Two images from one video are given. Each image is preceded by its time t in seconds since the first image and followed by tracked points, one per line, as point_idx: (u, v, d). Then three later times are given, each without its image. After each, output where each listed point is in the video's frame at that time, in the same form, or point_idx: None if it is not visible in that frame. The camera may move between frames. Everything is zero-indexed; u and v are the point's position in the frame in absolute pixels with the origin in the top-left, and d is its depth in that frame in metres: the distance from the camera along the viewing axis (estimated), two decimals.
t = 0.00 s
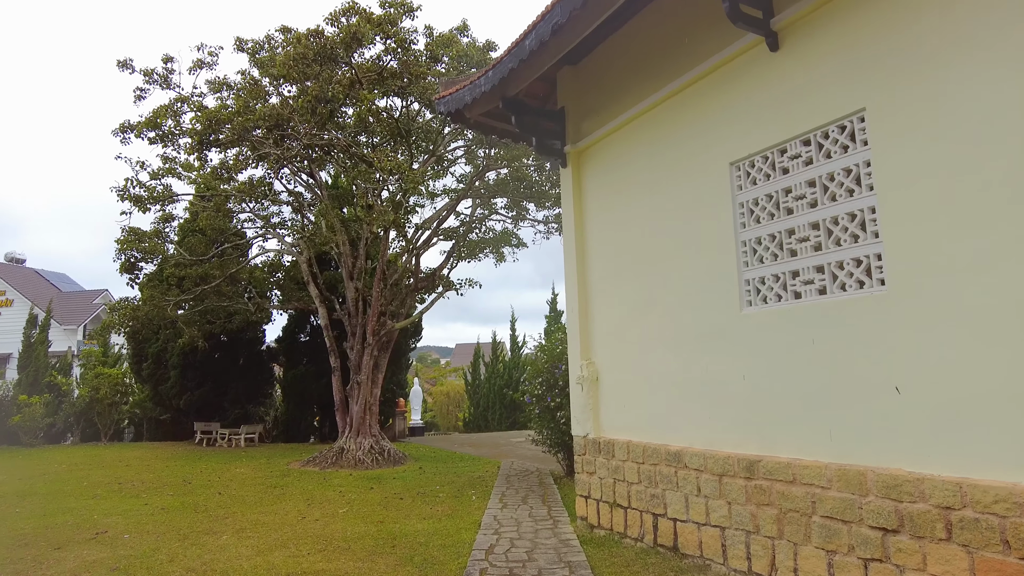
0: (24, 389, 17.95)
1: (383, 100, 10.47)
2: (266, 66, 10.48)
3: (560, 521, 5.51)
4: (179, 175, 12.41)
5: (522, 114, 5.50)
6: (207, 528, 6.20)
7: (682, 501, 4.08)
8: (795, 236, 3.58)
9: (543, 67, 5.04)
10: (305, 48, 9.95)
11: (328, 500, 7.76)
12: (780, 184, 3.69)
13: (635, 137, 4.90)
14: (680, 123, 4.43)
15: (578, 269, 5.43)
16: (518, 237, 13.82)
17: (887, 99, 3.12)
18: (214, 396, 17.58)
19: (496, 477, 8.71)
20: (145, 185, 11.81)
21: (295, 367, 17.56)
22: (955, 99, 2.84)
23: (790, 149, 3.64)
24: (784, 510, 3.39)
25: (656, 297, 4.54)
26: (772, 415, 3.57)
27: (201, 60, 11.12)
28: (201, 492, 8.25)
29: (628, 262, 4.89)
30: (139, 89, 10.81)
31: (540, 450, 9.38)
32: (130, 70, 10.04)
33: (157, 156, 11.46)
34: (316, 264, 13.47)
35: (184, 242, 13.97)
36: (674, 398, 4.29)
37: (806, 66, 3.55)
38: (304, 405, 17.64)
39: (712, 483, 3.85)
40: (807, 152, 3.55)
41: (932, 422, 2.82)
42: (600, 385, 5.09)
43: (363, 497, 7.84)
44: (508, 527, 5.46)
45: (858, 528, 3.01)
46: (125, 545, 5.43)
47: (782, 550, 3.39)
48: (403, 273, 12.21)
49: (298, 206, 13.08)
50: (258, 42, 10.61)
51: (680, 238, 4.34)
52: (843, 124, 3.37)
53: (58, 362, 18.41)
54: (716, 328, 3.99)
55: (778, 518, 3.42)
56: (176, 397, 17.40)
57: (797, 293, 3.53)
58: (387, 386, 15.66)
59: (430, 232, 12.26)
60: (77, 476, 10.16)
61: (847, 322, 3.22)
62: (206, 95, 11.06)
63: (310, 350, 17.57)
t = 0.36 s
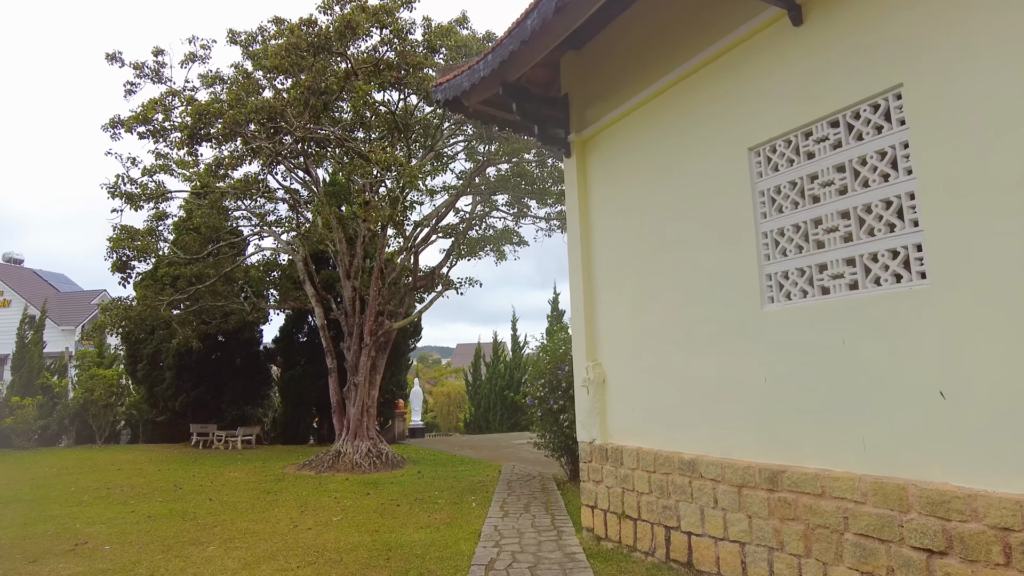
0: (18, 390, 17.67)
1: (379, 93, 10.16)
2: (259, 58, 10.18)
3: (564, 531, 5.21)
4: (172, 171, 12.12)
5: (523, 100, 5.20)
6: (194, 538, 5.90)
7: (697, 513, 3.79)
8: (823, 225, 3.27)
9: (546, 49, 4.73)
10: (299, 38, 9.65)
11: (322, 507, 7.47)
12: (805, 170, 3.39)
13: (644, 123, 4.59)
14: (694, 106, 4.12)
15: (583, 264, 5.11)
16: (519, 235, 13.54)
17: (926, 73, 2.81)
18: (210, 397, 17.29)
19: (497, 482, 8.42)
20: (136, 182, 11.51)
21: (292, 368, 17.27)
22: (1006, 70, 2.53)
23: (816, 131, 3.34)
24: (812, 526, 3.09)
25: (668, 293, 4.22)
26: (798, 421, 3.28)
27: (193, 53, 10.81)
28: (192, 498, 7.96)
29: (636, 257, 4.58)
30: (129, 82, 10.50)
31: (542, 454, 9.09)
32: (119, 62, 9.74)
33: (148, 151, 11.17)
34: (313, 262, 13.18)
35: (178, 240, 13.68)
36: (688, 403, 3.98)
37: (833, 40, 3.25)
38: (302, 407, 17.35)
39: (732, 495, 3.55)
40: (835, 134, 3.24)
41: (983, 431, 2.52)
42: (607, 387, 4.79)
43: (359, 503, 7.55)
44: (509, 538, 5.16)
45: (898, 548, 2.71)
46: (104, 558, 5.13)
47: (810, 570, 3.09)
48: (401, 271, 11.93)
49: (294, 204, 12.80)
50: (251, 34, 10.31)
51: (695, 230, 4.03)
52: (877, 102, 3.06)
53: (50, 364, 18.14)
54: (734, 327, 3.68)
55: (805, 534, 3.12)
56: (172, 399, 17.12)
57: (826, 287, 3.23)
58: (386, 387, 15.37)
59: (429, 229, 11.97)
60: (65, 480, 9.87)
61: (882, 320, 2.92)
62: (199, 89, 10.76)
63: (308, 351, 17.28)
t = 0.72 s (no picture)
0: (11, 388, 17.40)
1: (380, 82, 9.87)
2: (255, 46, 9.85)
3: (572, 538, 4.91)
4: (166, 163, 11.81)
5: (529, 79, 4.89)
6: (179, 543, 5.60)
7: (719, 520, 3.49)
8: (862, 204, 2.96)
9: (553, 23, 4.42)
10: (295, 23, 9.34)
11: (317, 510, 7.17)
12: (841, 145, 3.08)
13: (661, 100, 4.27)
14: (718, 79, 3.80)
15: (594, 253, 4.80)
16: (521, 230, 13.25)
17: (985, 30, 2.49)
18: (207, 396, 17.00)
19: (499, 484, 8.13)
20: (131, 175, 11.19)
21: (290, 366, 16.98)
22: None
23: (854, 101, 3.02)
24: (851, 538, 2.79)
25: (687, 283, 3.91)
26: (834, 421, 2.97)
27: (188, 41, 10.49)
28: (183, 499, 7.66)
29: (652, 245, 4.27)
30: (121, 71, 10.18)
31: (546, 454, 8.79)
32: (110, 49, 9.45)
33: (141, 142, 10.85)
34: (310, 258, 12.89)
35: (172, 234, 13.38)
36: (708, 402, 3.68)
37: None
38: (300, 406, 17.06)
39: (759, 502, 3.25)
40: (875, 104, 2.92)
41: None
42: (619, 383, 4.49)
43: (355, 506, 7.26)
44: (514, 546, 4.86)
45: (955, 564, 2.40)
46: (83, 564, 4.83)
47: None
48: (401, 267, 11.65)
49: (292, 198, 12.51)
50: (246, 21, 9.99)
51: (717, 214, 3.72)
52: (926, 65, 2.74)
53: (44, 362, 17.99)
54: (761, 319, 3.38)
55: (844, 547, 2.81)
56: (168, 397, 16.83)
57: (866, 272, 2.92)
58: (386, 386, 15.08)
59: (430, 223, 11.67)
60: (55, 480, 9.58)
61: (933, 310, 2.60)
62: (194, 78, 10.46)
63: (306, 349, 16.99)
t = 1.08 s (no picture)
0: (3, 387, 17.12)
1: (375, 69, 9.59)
2: (247, 33, 9.53)
3: (577, 545, 4.63)
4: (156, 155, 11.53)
5: (530, 60, 4.60)
6: (161, 549, 5.31)
7: (739, 528, 3.23)
8: (898, 182, 2.69)
9: None
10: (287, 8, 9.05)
11: (309, 512, 6.89)
12: (876, 118, 2.79)
13: (673, 77, 3.98)
14: (737, 52, 3.50)
15: (600, 243, 4.51)
16: (521, 225, 12.95)
17: None
18: (202, 394, 16.73)
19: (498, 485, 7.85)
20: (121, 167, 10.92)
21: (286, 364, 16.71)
22: None
23: (890, 69, 2.74)
24: (891, 551, 2.52)
25: (702, 272, 3.63)
26: (868, 421, 2.69)
27: (179, 30, 10.20)
28: (171, 501, 7.38)
29: (663, 232, 3.99)
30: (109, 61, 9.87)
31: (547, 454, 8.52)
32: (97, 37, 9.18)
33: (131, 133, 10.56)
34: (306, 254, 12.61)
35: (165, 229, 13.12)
36: (727, 400, 3.41)
37: None
38: (297, 405, 16.79)
39: (784, 509, 2.98)
40: (915, 71, 2.64)
41: None
42: (627, 381, 4.21)
43: (349, 508, 6.99)
44: (516, 553, 4.59)
45: None
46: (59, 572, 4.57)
47: None
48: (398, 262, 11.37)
49: (287, 192, 12.26)
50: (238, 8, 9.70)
51: (737, 197, 3.44)
52: (975, 26, 2.46)
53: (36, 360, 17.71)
54: (785, 309, 3.10)
55: (882, 561, 2.54)
56: (162, 396, 16.56)
57: (904, 257, 2.64)
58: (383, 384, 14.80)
59: (428, 217, 11.38)
60: (41, 480, 9.31)
61: (985, 297, 2.32)
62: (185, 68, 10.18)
63: (303, 347, 16.72)
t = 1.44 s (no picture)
0: None
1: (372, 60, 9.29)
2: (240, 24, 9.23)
3: (585, 560, 4.33)
4: (149, 151, 11.24)
5: (536, 38, 4.26)
6: (146, 562, 5.02)
7: (766, 545, 2.93)
8: (950, 158, 2.38)
9: None
10: None
11: (305, 520, 6.61)
12: (924, 88, 2.49)
13: (691, 54, 3.67)
14: (763, 22, 3.20)
15: (609, 234, 4.21)
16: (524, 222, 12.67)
17: None
18: (200, 396, 16.47)
19: (502, 491, 7.56)
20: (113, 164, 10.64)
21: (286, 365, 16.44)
22: None
23: (938, 32, 2.44)
24: None
25: (724, 264, 3.34)
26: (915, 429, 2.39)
27: (171, 22, 9.92)
28: (161, 509, 7.09)
29: (679, 222, 3.69)
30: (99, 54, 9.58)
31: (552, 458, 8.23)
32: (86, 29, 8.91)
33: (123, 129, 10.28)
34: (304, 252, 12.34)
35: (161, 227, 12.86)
36: (753, 403, 3.11)
37: None
38: (297, 406, 16.52)
39: (818, 525, 2.68)
40: (968, 33, 2.34)
41: None
42: (639, 382, 3.91)
43: (346, 516, 6.70)
44: (520, 568, 4.29)
45: None
46: None
47: None
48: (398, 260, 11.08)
49: (285, 190, 11.98)
50: None
51: (763, 181, 3.14)
52: None
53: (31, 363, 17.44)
54: (818, 304, 2.80)
55: None
56: (159, 398, 16.30)
57: (958, 243, 2.34)
58: (384, 385, 14.53)
59: (428, 213, 11.09)
60: (30, 486, 9.02)
61: None
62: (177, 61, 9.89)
63: (302, 348, 16.45)
